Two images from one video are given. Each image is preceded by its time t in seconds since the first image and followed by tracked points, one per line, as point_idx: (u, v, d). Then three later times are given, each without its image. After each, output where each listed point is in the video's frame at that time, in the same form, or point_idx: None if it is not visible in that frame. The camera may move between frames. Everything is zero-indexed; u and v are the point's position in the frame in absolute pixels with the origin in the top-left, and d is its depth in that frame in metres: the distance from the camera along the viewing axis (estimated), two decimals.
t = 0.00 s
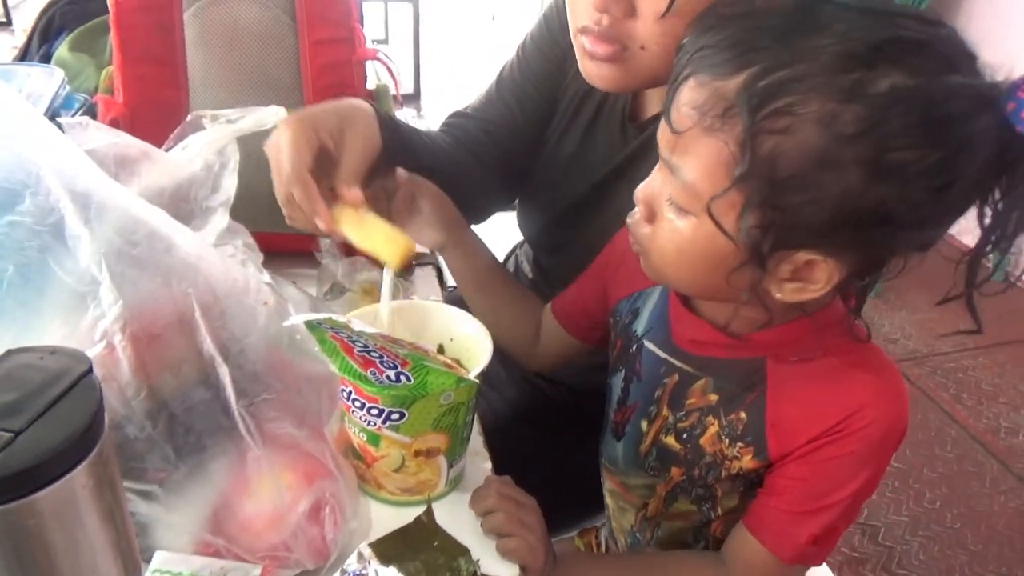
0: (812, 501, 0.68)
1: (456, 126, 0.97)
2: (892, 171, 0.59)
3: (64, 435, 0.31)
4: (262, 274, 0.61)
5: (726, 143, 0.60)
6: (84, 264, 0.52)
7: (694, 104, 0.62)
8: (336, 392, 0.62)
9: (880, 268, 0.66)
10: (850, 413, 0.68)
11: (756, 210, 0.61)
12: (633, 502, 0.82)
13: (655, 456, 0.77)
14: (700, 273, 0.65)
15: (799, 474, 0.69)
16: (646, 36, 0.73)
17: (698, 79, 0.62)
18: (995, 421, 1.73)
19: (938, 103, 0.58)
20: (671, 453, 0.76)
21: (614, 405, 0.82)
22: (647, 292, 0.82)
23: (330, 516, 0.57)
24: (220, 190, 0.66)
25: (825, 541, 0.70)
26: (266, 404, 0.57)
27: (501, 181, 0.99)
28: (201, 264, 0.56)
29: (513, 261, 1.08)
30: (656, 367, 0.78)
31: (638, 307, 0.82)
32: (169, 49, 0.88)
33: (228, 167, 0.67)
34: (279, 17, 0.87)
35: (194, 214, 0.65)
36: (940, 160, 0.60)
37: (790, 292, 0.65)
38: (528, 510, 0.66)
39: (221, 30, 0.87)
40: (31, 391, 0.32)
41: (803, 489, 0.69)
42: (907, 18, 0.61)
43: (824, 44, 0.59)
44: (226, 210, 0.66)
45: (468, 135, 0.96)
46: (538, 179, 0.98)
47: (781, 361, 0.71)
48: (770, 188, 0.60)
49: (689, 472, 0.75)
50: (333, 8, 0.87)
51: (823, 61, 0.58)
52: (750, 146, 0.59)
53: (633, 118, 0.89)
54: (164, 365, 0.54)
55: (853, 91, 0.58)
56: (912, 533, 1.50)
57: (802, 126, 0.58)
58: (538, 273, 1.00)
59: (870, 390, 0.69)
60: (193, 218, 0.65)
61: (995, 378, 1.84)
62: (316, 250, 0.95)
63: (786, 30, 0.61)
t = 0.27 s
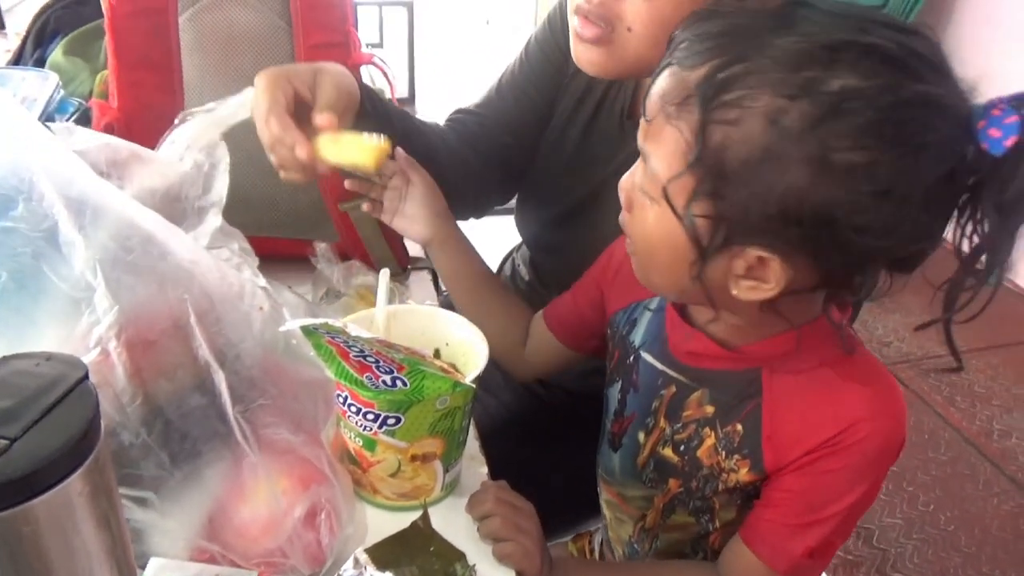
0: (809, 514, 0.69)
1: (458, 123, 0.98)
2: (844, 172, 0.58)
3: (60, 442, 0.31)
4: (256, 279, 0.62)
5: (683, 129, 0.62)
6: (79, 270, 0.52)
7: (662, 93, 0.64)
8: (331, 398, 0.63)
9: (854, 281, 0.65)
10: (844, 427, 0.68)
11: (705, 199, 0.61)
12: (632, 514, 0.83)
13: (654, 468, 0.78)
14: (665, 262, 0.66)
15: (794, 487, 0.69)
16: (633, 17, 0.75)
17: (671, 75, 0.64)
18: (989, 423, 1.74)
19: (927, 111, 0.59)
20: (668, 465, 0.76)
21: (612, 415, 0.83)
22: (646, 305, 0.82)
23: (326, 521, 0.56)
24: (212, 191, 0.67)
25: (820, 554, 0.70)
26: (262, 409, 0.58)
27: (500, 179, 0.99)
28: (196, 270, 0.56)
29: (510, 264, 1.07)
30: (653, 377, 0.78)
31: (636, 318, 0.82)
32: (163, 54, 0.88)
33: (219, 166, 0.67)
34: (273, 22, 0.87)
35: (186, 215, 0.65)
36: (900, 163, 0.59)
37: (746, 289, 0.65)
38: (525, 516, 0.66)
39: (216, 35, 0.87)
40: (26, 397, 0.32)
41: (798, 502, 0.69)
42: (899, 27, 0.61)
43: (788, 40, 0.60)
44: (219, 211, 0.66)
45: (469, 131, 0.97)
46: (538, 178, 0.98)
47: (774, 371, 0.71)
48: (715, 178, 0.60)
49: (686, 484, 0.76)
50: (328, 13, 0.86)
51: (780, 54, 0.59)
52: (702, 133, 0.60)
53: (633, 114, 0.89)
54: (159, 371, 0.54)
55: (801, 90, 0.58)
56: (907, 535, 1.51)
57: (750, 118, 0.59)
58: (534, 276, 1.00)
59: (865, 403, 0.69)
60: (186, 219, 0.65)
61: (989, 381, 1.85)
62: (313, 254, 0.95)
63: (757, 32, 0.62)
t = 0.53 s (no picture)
0: (800, 540, 0.69)
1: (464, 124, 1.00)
2: (796, 146, 0.58)
3: (53, 448, 0.31)
4: (250, 285, 0.60)
5: (653, 108, 0.63)
6: (71, 274, 0.52)
7: (641, 82, 0.66)
8: (326, 404, 0.62)
9: (835, 276, 0.63)
10: (836, 453, 0.68)
11: (665, 174, 0.62)
12: (625, 530, 0.82)
13: (648, 485, 0.78)
14: (638, 244, 0.67)
15: (786, 512, 0.69)
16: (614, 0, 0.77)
17: (641, 76, 0.66)
18: (981, 427, 1.74)
19: (919, 116, 0.59)
20: (661, 482, 0.76)
21: (608, 430, 0.83)
22: (641, 321, 0.83)
23: (320, 527, 0.56)
24: (210, 202, 0.66)
25: None
26: (256, 414, 0.57)
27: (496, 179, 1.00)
28: (190, 275, 0.56)
29: (505, 269, 1.07)
30: (647, 394, 0.78)
31: (629, 334, 0.83)
32: (157, 58, 0.88)
33: (219, 177, 0.66)
34: (269, 28, 0.87)
35: (183, 226, 0.65)
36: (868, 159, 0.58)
37: (711, 274, 0.64)
38: (520, 521, 0.67)
39: (210, 40, 0.87)
40: (20, 402, 0.32)
41: (789, 528, 0.69)
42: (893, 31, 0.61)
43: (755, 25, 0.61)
44: (215, 222, 0.66)
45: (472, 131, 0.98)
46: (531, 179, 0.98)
47: (765, 391, 0.71)
48: (676, 156, 0.61)
49: (679, 503, 0.75)
50: (326, 17, 0.87)
51: (740, 34, 0.61)
52: (667, 110, 0.62)
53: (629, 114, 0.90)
54: (152, 375, 0.54)
55: (754, 62, 0.59)
56: (900, 539, 1.51)
57: (708, 94, 0.60)
58: (528, 280, 0.99)
59: (858, 429, 0.68)
60: (182, 230, 0.65)
61: (981, 385, 1.85)
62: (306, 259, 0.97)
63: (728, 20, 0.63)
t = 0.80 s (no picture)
0: (793, 548, 0.68)
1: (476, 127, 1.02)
2: (778, 132, 0.58)
3: (49, 452, 0.31)
4: (246, 287, 0.60)
5: (639, 103, 0.64)
6: (67, 278, 0.52)
7: (631, 79, 0.67)
8: (321, 407, 0.62)
9: (826, 273, 0.63)
10: (825, 459, 0.67)
11: (654, 166, 0.62)
12: (622, 537, 0.82)
13: (643, 491, 0.78)
14: (631, 241, 0.67)
15: (779, 519, 0.68)
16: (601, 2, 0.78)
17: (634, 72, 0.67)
18: (977, 429, 1.75)
19: (912, 121, 0.59)
20: (656, 488, 0.76)
21: (607, 435, 0.83)
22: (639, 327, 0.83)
23: (316, 530, 0.56)
24: (205, 204, 0.65)
25: None
26: (251, 418, 0.58)
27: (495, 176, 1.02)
28: (186, 279, 0.56)
29: (502, 270, 1.07)
30: (643, 398, 0.78)
31: (627, 340, 0.83)
32: (152, 61, 0.88)
33: (214, 178, 0.66)
34: (265, 30, 0.87)
35: (178, 228, 0.65)
36: (850, 145, 0.58)
37: (702, 268, 0.64)
38: (518, 525, 0.67)
39: (204, 42, 0.87)
40: (14, 406, 0.32)
41: (783, 535, 0.68)
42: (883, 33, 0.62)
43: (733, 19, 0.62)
44: (211, 223, 0.65)
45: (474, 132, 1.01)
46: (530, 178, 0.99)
47: (757, 395, 0.70)
48: (664, 150, 0.62)
49: (674, 509, 0.75)
50: (322, 22, 0.87)
51: (721, 28, 0.61)
52: (654, 104, 0.63)
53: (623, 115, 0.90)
54: (147, 380, 0.54)
55: (739, 54, 0.60)
56: (896, 541, 1.52)
57: (694, 87, 0.61)
58: (524, 281, 1.00)
59: (848, 434, 0.67)
60: (178, 232, 0.65)
61: (977, 387, 1.85)
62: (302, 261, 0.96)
63: (716, 18, 0.63)
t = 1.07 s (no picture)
0: (789, 550, 0.68)
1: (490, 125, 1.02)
2: (764, 132, 0.58)
3: (47, 455, 0.31)
4: (244, 289, 0.60)
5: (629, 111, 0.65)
6: (66, 280, 0.52)
7: (623, 86, 0.68)
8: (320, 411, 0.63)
9: (821, 274, 0.64)
10: (821, 460, 0.67)
11: (647, 170, 0.63)
12: (620, 538, 0.82)
13: (641, 491, 0.78)
14: (630, 244, 0.68)
15: (775, 521, 0.68)
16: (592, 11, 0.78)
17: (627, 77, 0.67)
18: (973, 431, 1.75)
19: (897, 119, 0.59)
20: (653, 488, 0.76)
21: (607, 436, 0.83)
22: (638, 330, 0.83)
23: (314, 533, 0.55)
24: (203, 206, 0.65)
25: None
26: (250, 421, 0.58)
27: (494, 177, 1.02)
28: (184, 281, 0.56)
29: (501, 271, 1.07)
30: (641, 398, 0.78)
31: (627, 343, 0.83)
32: (150, 63, 0.88)
33: (211, 181, 0.66)
34: (262, 33, 0.86)
35: (176, 230, 0.65)
36: (836, 143, 0.58)
37: (696, 269, 0.64)
38: (516, 528, 0.67)
39: (202, 44, 0.87)
40: (13, 410, 0.32)
41: (778, 537, 0.68)
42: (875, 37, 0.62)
43: (711, 24, 0.63)
44: (208, 225, 0.65)
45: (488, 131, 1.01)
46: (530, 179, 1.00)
47: (755, 395, 0.70)
48: (655, 154, 0.62)
49: (671, 509, 0.75)
50: (316, 26, 0.86)
51: (707, 31, 0.62)
52: (645, 110, 0.63)
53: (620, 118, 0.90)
54: (146, 383, 0.54)
55: (725, 56, 0.60)
56: (893, 544, 1.52)
57: (681, 91, 0.61)
58: (523, 281, 1.00)
59: (844, 435, 0.67)
60: (176, 234, 0.65)
61: (974, 389, 1.86)
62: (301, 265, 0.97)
63: (703, 23, 0.63)
